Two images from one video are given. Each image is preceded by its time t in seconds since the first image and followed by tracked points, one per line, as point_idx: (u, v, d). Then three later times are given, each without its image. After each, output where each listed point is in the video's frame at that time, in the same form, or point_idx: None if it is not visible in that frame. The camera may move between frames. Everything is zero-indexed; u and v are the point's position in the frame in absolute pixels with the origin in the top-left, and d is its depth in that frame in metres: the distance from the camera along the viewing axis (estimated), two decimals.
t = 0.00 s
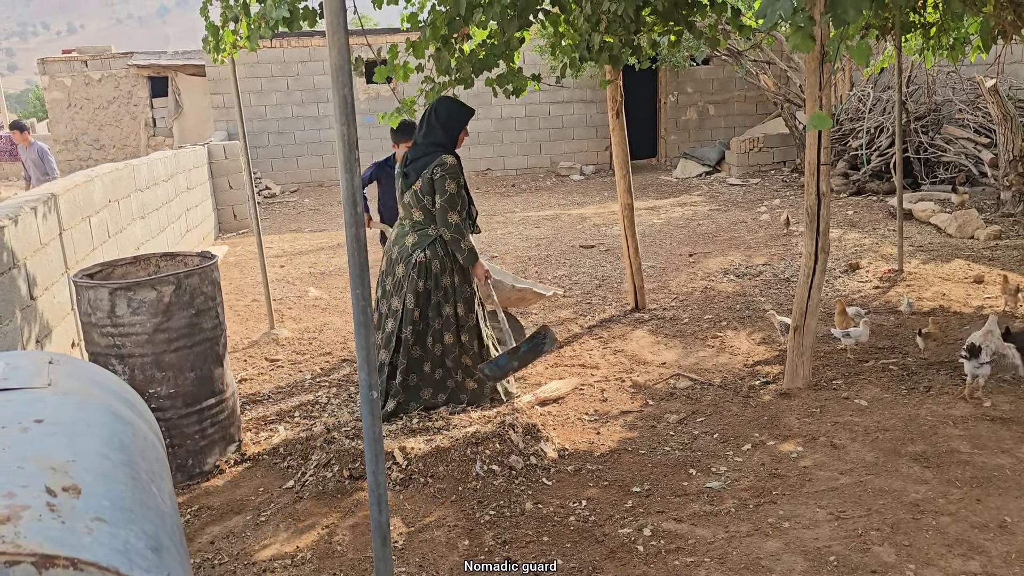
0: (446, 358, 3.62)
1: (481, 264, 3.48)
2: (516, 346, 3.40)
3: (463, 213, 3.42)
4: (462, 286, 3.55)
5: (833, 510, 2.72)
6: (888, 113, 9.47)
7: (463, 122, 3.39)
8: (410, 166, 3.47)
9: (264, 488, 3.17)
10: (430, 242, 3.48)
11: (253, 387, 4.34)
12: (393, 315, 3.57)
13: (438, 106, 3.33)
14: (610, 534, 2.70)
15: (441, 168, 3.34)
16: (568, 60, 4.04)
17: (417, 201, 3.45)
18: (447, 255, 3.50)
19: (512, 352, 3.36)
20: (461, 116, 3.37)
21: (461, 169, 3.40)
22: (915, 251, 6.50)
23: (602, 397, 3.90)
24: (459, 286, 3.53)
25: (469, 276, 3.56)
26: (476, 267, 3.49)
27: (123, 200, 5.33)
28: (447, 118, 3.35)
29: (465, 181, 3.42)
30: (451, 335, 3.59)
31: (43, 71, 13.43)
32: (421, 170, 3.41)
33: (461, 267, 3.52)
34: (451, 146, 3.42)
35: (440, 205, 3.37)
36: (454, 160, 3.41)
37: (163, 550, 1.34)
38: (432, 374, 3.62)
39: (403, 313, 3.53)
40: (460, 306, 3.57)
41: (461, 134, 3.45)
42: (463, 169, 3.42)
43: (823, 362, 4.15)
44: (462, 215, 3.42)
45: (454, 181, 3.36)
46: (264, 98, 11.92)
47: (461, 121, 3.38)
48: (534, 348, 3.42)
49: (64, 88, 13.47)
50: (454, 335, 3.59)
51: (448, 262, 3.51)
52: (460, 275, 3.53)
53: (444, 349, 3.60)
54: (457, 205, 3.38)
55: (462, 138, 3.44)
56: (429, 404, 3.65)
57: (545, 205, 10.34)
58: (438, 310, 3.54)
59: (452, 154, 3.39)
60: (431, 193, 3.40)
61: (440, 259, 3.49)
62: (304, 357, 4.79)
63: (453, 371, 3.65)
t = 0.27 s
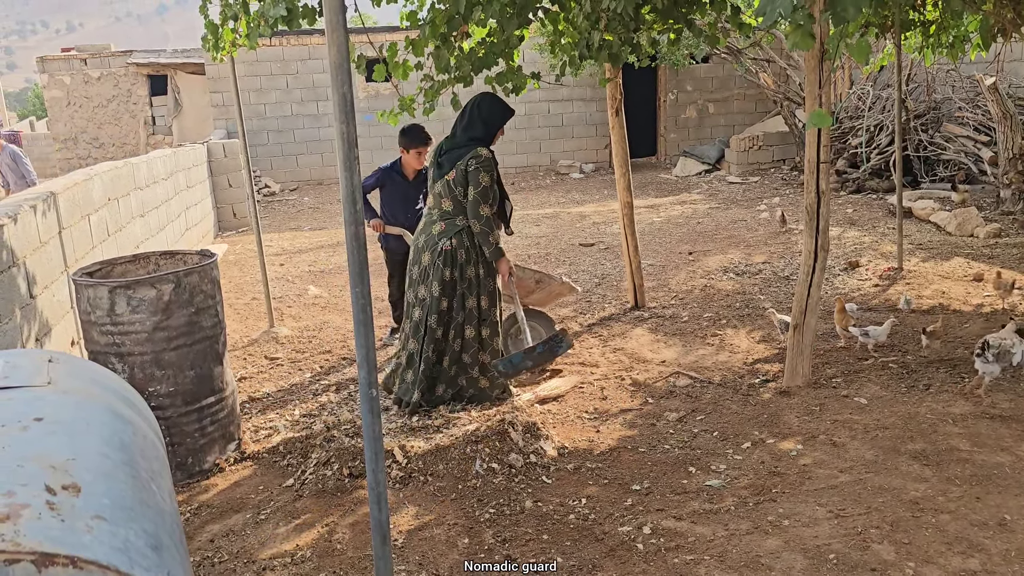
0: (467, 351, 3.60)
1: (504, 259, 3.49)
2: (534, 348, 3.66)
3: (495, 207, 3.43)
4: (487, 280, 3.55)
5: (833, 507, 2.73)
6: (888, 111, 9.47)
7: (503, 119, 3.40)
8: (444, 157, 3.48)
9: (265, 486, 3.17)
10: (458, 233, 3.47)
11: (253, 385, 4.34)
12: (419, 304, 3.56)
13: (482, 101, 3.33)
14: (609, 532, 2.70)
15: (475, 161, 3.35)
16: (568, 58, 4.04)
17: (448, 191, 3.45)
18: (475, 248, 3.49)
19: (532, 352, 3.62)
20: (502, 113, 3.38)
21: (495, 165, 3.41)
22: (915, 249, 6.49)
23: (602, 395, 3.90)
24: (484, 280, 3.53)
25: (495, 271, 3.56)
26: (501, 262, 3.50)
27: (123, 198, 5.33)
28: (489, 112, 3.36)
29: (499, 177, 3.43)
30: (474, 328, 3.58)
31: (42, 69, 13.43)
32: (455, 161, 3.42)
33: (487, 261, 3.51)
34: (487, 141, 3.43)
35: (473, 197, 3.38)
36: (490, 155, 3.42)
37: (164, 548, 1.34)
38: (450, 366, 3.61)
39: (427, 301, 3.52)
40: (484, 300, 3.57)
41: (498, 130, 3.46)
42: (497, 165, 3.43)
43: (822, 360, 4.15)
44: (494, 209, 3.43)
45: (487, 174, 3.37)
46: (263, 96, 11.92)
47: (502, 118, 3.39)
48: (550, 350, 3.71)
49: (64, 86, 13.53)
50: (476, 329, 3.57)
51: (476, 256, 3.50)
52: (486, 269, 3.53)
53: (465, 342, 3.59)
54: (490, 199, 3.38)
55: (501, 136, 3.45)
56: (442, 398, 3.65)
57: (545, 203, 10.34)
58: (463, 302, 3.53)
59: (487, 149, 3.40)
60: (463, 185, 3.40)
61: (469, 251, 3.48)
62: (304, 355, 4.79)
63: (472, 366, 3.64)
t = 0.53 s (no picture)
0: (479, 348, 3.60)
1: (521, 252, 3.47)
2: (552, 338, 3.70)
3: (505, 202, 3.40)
4: (498, 276, 3.53)
5: (833, 506, 2.73)
6: (888, 110, 9.46)
7: (514, 113, 3.37)
8: (455, 153, 3.48)
9: (264, 484, 3.17)
10: (469, 229, 3.45)
11: (253, 383, 4.34)
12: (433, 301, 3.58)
13: (491, 96, 3.31)
14: (609, 531, 2.70)
15: (483, 156, 3.33)
16: (568, 56, 4.03)
17: (459, 188, 3.44)
18: (486, 244, 3.47)
19: (551, 343, 3.68)
20: (512, 106, 3.35)
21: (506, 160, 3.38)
22: (915, 248, 6.49)
23: (602, 394, 3.90)
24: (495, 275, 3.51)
25: (507, 267, 3.54)
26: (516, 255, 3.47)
27: (122, 196, 5.32)
28: (498, 107, 3.33)
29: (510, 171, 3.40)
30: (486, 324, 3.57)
31: (42, 67, 13.44)
32: (465, 158, 3.41)
33: (498, 257, 3.49)
34: (498, 135, 3.41)
35: (482, 193, 3.35)
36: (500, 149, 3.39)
37: (163, 547, 1.34)
38: (463, 364, 3.60)
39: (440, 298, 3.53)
40: (496, 297, 3.56)
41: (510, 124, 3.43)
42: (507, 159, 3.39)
43: (822, 359, 4.15)
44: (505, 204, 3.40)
45: (496, 169, 3.34)
46: (263, 95, 11.92)
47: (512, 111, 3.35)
48: (571, 339, 3.74)
49: (64, 85, 13.55)
50: (487, 325, 3.56)
51: (487, 252, 3.48)
52: (498, 264, 3.51)
53: (477, 339, 3.58)
54: (499, 193, 3.35)
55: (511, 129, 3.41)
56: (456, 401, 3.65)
57: (545, 202, 10.33)
58: (474, 299, 3.52)
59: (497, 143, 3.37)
60: (473, 180, 3.39)
61: (479, 247, 3.46)
62: (304, 354, 4.79)
63: (483, 363, 3.65)
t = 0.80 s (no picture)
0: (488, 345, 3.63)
1: (533, 249, 3.47)
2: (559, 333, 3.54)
3: (515, 200, 3.41)
4: (507, 274, 3.55)
5: (832, 505, 2.73)
6: (888, 109, 9.46)
7: (524, 112, 3.35)
8: (465, 151, 3.49)
9: (264, 484, 3.17)
10: (478, 228, 3.47)
11: (253, 382, 4.34)
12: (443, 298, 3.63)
13: (502, 94, 3.30)
14: (609, 530, 2.71)
15: (491, 155, 3.33)
16: (568, 55, 4.03)
17: (468, 186, 3.45)
18: (495, 243, 3.49)
19: (558, 340, 3.51)
20: (523, 103, 3.34)
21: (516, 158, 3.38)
22: (915, 247, 6.49)
23: (602, 393, 3.90)
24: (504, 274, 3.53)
25: (516, 265, 3.56)
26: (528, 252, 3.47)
27: (122, 195, 5.32)
28: (509, 105, 3.32)
29: (520, 169, 3.39)
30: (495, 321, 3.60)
31: (42, 67, 13.43)
32: (474, 156, 3.42)
33: (507, 255, 3.51)
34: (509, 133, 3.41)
35: (490, 191, 3.35)
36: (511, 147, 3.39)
37: (163, 546, 1.34)
38: (471, 361, 3.63)
39: (450, 295, 3.56)
40: (505, 294, 3.58)
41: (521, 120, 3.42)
42: (517, 157, 3.39)
43: (822, 358, 4.15)
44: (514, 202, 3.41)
45: (504, 168, 3.34)
46: (263, 94, 11.92)
47: (523, 109, 3.34)
48: (580, 337, 3.58)
49: (63, 84, 13.55)
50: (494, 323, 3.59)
51: (496, 250, 3.50)
52: (507, 262, 3.53)
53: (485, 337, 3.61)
54: (508, 192, 3.36)
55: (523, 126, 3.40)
56: (465, 399, 3.69)
57: (545, 201, 10.33)
58: (482, 296, 3.55)
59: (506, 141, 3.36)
60: (482, 179, 3.40)
61: (488, 245, 3.48)
62: (304, 353, 4.79)
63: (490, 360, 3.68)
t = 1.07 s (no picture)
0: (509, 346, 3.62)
1: (551, 251, 3.47)
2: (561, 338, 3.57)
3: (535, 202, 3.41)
4: (528, 277, 3.54)
5: (833, 505, 2.73)
6: (889, 109, 9.46)
7: (548, 113, 3.37)
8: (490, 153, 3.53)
9: (265, 484, 3.17)
10: (498, 229, 3.50)
11: (254, 382, 4.34)
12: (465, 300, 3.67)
13: (526, 95, 3.34)
14: (610, 529, 2.71)
15: (511, 156, 3.35)
16: (568, 55, 4.03)
17: (490, 187, 3.49)
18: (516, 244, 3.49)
19: (560, 345, 3.55)
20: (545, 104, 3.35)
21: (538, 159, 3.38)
22: (916, 247, 6.49)
23: (603, 393, 3.90)
24: (524, 275, 3.53)
25: (538, 267, 3.55)
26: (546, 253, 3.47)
27: (123, 195, 5.32)
28: (532, 106, 3.35)
29: (541, 170, 3.40)
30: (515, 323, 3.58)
31: (42, 66, 13.43)
32: (496, 157, 3.45)
33: (528, 257, 3.51)
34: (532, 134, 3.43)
35: (509, 191, 3.37)
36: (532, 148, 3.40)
37: (164, 546, 1.34)
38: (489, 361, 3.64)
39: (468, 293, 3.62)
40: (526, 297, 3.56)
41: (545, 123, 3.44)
42: (538, 158, 3.40)
43: (823, 358, 4.15)
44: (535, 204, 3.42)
45: (524, 169, 3.35)
46: (264, 94, 11.92)
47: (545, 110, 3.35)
48: (581, 345, 3.63)
49: (64, 84, 13.55)
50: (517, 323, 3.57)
51: (517, 251, 3.51)
52: (526, 263, 3.53)
53: (506, 338, 3.61)
54: (526, 192, 3.37)
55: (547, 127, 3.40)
56: (480, 399, 3.67)
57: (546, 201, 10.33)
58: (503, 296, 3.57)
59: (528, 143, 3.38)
60: (502, 180, 3.42)
61: (508, 246, 3.50)
62: (304, 353, 4.79)
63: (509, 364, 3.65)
